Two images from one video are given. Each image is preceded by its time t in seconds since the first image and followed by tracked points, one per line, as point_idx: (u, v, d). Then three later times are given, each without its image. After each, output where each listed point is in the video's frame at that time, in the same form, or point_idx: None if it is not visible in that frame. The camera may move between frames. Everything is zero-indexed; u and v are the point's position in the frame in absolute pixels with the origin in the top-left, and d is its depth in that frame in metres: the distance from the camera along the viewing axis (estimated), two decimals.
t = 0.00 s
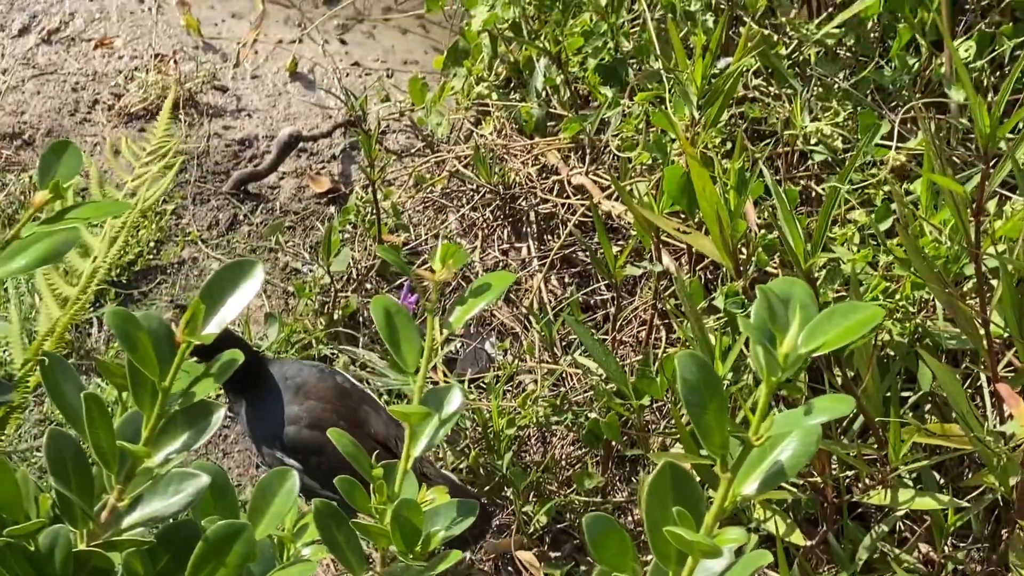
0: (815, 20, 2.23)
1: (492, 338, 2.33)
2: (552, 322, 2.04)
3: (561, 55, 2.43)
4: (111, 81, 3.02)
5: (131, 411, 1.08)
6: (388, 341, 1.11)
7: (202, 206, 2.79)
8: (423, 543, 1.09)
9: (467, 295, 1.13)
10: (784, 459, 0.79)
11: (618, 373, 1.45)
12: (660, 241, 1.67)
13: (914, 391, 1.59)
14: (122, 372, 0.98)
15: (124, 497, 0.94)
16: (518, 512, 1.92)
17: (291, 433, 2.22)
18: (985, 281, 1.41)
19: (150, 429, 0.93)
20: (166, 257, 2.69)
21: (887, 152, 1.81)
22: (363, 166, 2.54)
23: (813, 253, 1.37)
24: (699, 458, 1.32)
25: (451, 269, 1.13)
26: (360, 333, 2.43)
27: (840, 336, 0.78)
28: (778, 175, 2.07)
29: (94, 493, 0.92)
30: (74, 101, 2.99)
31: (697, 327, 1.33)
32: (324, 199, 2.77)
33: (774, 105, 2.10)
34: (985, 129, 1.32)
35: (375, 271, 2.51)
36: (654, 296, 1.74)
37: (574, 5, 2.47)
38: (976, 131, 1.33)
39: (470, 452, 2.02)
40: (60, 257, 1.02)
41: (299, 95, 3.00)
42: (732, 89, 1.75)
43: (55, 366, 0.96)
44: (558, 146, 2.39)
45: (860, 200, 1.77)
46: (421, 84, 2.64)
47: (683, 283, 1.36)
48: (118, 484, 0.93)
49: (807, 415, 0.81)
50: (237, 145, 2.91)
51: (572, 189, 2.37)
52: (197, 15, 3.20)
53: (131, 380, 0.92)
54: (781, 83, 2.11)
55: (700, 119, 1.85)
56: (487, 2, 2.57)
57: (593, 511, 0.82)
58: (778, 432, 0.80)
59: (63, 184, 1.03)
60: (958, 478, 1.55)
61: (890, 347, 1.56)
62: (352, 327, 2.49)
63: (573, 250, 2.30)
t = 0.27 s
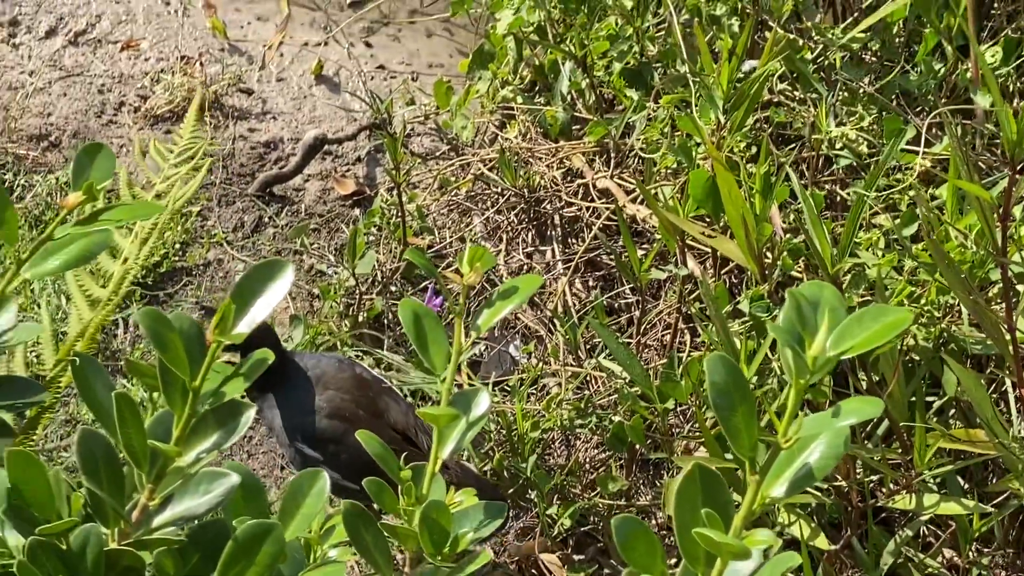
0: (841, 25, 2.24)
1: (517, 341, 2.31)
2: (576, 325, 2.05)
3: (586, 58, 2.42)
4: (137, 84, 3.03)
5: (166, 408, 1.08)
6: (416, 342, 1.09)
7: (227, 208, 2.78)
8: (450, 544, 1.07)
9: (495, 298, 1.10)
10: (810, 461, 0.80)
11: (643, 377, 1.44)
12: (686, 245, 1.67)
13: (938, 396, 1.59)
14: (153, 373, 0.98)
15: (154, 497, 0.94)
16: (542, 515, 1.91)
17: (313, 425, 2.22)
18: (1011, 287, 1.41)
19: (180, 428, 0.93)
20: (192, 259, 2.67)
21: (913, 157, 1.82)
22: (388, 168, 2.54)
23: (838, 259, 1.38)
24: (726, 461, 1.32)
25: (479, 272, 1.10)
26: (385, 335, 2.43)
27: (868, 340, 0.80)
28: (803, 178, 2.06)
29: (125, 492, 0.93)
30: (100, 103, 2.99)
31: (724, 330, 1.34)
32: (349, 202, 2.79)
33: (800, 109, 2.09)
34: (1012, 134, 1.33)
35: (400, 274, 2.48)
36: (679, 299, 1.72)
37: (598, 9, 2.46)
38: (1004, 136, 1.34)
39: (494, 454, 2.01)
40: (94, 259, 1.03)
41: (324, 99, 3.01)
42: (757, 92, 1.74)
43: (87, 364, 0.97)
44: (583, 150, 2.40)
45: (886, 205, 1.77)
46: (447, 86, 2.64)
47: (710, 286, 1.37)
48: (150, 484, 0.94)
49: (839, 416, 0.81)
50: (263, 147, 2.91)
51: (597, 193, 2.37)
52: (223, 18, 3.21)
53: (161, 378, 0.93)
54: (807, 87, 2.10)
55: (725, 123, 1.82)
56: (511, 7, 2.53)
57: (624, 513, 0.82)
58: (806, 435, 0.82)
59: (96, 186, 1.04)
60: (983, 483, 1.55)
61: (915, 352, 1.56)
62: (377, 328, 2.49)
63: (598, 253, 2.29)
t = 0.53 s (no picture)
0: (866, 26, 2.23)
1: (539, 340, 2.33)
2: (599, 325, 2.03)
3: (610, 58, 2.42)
4: (161, 81, 3.04)
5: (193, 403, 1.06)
6: (445, 340, 1.08)
7: (250, 206, 2.80)
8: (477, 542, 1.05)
9: (526, 297, 1.09)
10: (846, 465, 0.77)
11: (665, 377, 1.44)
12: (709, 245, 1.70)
13: (960, 398, 1.59)
14: (181, 368, 0.98)
15: (181, 493, 0.95)
16: (564, 514, 1.91)
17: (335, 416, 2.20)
18: None
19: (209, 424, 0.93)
20: (215, 256, 2.69)
21: (937, 159, 1.82)
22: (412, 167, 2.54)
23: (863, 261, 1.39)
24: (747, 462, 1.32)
25: (510, 272, 1.12)
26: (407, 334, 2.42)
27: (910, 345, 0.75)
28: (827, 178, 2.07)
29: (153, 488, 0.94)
30: (124, 100, 3.00)
31: (746, 331, 1.34)
32: (372, 201, 2.79)
33: (823, 110, 2.08)
34: None
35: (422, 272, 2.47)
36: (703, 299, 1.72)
37: (622, 9, 2.44)
38: None
39: (516, 453, 2.02)
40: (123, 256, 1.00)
41: (348, 97, 3.01)
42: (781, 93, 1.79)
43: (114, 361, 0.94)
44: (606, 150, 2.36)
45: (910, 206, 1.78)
46: (470, 85, 2.63)
47: (732, 286, 1.37)
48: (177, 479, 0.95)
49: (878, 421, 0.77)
50: (286, 145, 2.92)
51: (620, 193, 2.34)
52: (247, 16, 3.20)
53: (190, 374, 0.92)
54: (830, 88, 2.08)
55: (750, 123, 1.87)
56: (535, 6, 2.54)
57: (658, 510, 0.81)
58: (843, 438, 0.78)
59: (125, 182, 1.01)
60: (1005, 485, 1.55)
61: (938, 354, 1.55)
62: (399, 327, 2.49)
63: (621, 252, 2.27)
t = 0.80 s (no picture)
0: (886, 24, 2.24)
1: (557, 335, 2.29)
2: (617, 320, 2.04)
3: (630, 54, 2.43)
4: (182, 75, 3.04)
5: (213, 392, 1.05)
6: (470, 332, 1.08)
7: (270, 199, 2.80)
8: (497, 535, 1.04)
9: (549, 292, 1.09)
10: (865, 456, 0.77)
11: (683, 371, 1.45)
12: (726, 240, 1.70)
13: (979, 396, 1.60)
14: (202, 356, 0.97)
15: (201, 480, 0.95)
16: (581, 509, 1.91)
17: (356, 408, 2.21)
18: None
19: (228, 412, 0.92)
20: (233, 250, 2.69)
21: (957, 157, 1.83)
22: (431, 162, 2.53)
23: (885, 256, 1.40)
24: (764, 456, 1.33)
25: (535, 266, 1.11)
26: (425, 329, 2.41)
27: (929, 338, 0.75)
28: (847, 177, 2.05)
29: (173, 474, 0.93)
30: (144, 94, 3.01)
31: (765, 325, 1.35)
32: (391, 195, 2.78)
33: (843, 108, 2.09)
34: None
35: (441, 268, 2.45)
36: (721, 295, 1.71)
37: (642, 5, 2.49)
38: None
39: (534, 447, 2.02)
40: (147, 247, 0.99)
41: (368, 92, 3.01)
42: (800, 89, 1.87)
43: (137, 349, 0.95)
44: (626, 146, 2.34)
45: (930, 204, 1.78)
46: (490, 81, 2.64)
47: (751, 282, 1.38)
48: (197, 466, 0.95)
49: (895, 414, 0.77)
50: (306, 140, 2.92)
51: (639, 189, 2.32)
52: (268, 11, 3.21)
53: (211, 361, 0.92)
54: (850, 86, 2.11)
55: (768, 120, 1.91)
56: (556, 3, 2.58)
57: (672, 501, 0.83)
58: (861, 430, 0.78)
59: (150, 173, 0.99)
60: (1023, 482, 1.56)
61: (956, 351, 1.56)
62: (417, 320, 2.46)
63: (640, 248, 2.25)
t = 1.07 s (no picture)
0: (905, 18, 2.19)
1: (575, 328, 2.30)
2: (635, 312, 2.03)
3: (651, 47, 2.38)
4: (202, 66, 3.03)
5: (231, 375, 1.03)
6: (490, 319, 1.05)
7: (290, 190, 2.79)
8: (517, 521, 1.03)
9: (571, 278, 1.06)
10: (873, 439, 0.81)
11: (701, 364, 1.45)
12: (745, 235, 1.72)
13: (997, 390, 1.62)
14: (221, 340, 0.97)
15: (221, 462, 0.93)
16: (598, 500, 1.91)
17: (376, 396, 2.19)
18: None
19: (247, 393, 0.91)
20: (254, 240, 2.69)
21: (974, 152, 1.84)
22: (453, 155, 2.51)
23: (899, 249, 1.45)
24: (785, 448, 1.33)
25: (554, 253, 1.12)
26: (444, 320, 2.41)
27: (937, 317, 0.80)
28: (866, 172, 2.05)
29: (193, 455, 0.92)
30: (165, 84, 3.00)
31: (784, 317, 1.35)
32: (411, 187, 2.77)
33: (863, 102, 2.07)
34: None
35: (461, 260, 2.45)
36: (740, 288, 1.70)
37: None
38: None
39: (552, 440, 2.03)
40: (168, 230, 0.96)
41: (387, 84, 2.99)
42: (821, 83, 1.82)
43: (159, 334, 0.95)
44: (645, 139, 2.33)
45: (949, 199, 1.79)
46: (510, 74, 2.64)
47: (771, 276, 1.38)
48: (217, 448, 0.93)
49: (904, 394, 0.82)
50: (326, 131, 2.90)
51: (659, 183, 2.31)
52: (289, 2, 3.16)
53: (230, 343, 0.91)
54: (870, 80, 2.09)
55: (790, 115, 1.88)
56: None
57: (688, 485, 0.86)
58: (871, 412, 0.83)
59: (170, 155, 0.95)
60: None
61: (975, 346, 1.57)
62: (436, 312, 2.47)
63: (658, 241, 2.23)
